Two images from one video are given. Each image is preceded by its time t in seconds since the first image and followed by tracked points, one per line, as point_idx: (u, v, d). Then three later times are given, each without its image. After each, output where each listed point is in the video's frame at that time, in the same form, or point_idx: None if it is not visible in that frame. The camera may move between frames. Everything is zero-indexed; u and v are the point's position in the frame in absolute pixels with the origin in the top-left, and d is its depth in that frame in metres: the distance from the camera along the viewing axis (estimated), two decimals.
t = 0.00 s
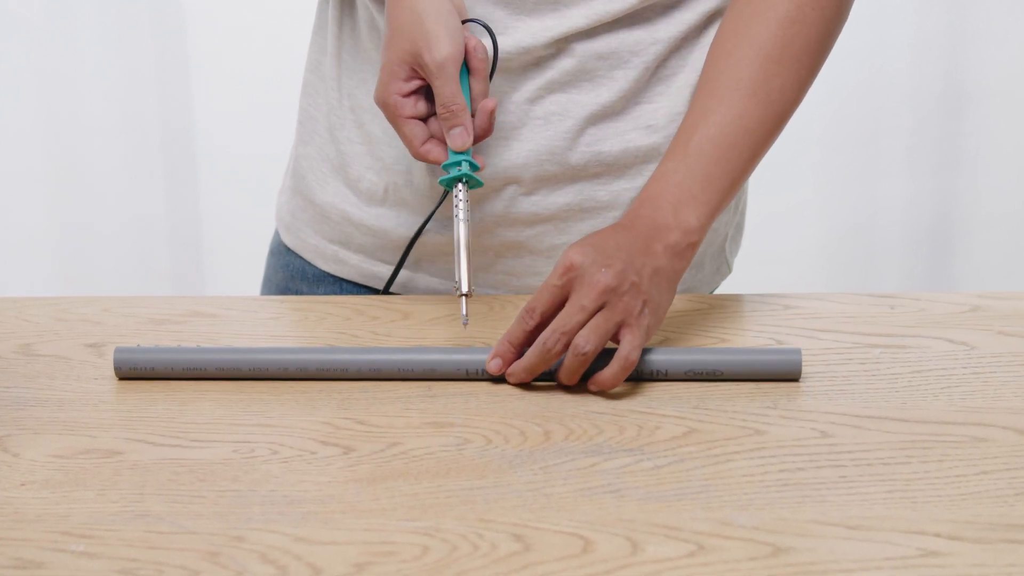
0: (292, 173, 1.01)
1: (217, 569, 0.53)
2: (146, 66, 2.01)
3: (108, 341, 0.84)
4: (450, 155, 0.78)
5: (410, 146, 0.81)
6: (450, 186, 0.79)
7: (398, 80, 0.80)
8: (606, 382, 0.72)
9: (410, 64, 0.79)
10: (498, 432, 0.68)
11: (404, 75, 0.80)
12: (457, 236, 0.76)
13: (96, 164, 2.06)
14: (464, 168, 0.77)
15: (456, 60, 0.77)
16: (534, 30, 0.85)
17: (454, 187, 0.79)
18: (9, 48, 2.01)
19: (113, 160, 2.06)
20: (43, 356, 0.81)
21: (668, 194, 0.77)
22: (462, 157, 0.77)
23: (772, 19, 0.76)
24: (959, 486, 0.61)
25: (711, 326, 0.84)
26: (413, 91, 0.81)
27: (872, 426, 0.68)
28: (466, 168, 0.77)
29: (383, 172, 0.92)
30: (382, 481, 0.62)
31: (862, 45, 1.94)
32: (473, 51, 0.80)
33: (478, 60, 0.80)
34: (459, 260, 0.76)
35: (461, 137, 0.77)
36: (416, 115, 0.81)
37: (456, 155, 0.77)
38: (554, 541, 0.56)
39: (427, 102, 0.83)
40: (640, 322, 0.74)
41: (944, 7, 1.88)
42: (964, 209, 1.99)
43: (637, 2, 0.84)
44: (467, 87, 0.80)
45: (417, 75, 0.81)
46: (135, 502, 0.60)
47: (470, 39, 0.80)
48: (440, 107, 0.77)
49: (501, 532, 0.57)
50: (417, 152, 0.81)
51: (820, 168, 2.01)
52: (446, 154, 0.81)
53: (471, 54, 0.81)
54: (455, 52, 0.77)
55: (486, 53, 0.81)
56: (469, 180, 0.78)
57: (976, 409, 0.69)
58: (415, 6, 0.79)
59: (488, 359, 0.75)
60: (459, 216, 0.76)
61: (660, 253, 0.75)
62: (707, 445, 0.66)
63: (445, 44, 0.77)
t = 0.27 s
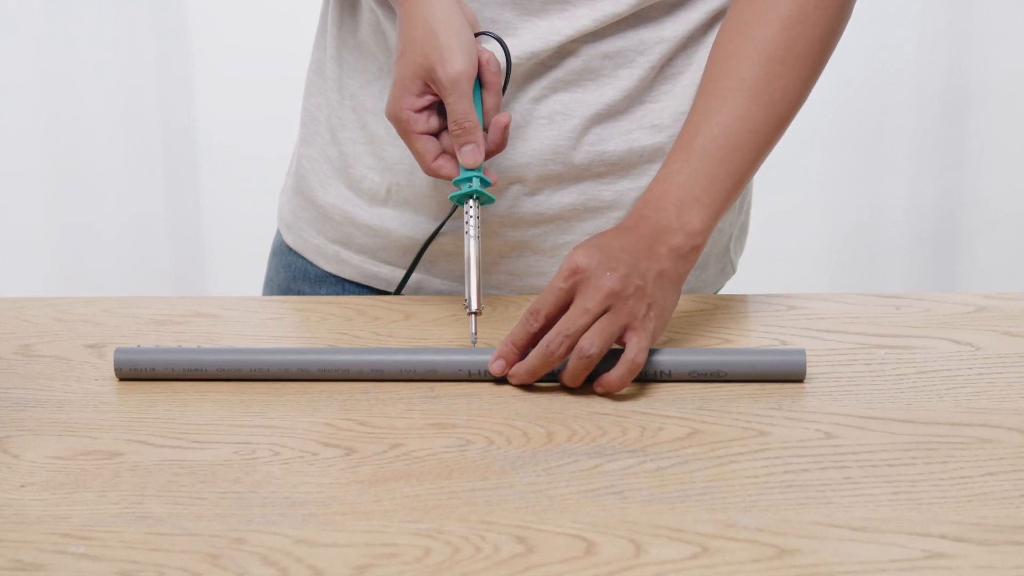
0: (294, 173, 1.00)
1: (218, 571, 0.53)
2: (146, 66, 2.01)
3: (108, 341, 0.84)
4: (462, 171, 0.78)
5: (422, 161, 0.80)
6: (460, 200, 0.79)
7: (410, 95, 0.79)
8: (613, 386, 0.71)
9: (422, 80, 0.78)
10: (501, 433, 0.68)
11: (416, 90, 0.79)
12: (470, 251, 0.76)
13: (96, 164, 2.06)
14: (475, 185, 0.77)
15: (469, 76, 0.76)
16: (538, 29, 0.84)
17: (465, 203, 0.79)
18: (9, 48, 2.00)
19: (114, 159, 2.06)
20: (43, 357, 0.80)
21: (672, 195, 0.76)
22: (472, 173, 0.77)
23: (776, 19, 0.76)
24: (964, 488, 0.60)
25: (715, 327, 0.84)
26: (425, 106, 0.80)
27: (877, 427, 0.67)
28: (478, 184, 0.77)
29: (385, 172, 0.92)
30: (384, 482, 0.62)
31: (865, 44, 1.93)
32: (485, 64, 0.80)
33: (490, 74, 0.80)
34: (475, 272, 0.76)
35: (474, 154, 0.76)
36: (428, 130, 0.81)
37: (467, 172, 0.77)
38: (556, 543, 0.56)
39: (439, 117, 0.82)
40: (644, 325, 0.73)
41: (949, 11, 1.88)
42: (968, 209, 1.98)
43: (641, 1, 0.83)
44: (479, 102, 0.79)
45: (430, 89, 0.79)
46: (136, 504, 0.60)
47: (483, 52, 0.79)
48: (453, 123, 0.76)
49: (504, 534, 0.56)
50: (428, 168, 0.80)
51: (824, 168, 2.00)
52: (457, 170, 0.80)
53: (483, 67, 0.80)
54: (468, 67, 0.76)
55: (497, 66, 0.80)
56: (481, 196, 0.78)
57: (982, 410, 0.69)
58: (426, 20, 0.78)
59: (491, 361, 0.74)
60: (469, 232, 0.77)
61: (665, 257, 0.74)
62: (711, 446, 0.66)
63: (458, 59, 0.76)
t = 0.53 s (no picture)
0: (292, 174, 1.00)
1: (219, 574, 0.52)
2: (146, 66, 2.00)
3: (108, 343, 0.83)
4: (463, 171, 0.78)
5: (425, 161, 0.80)
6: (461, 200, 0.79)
7: (411, 95, 0.78)
8: (617, 388, 0.70)
9: (422, 80, 0.77)
10: (503, 435, 0.67)
11: (416, 90, 0.78)
12: (472, 252, 0.76)
13: (96, 165, 2.05)
14: (476, 184, 0.77)
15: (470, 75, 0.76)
16: (541, 29, 0.84)
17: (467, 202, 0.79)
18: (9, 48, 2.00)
19: (113, 160, 2.05)
20: (43, 358, 0.80)
21: (675, 196, 0.76)
22: (473, 173, 0.77)
23: (779, 19, 0.75)
24: (970, 489, 0.60)
25: (718, 328, 0.83)
26: (425, 106, 0.79)
27: (882, 429, 0.67)
28: (478, 183, 0.77)
29: (385, 173, 0.92)
30: (386, 484, 0.62)
31: (868, 44, 1.93)
32: (486, 59, 0.79)
33: (491, 68, 0.79)
34: (476, 274, 0.76)
35: (476, 154, 0.76)
36: (428, 129, 0.80)
37: (468, 171, 0.77)
38: (560, 546, 0.55)
39: (439, 115, 0.81)
40: (649, 327, 0.73)
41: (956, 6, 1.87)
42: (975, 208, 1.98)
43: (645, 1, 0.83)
44: (479, 99, 0.79)
45: (429, 89, 0.79)
46: (136, 506, 0.59)
47: (482, 48, 0.78)
48: (456, 123, 0.76)
49: (506, 537, 0.56)
50: (431, 167, 0.80)
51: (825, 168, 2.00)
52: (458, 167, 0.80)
53: (484, 62, 0.79)
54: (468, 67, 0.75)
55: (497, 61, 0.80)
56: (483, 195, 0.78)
57: (988, 411, 0.68)
58: (425, 18, 0.77)
59: (493, 360, 0.74)
60: (472, 232, 0.76)
61: (668, 259, 0.74)
62: (715, 448, 0.65)
63: (457, 59, 0.75)
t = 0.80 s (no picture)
0: (291, 174, 0.99)
1: None
2: (146, 66, 2.00)
3: (109, 344, 0.83)
4: (461, 173, 0.77)
5: (423, 164, 0.80)
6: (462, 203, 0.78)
7: (403, 99, 0.78)
8: (622, 387, 0.69)
9: (413, 84, 0.77)
10: (506, 436, 0.67)
11: (409, 94, 0.78)
12: (472, 254, 0.76)
13: (96, 165, 2.05)
14: (474, 187, 0.76)
15: (460, 78, 0.75)
16: (543, 28, 0.84)
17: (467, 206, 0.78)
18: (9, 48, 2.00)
19: (114, 160, 2.05)
20: (43, 359, 0.80)
21: (677, 196, 0.76)
22: (472, 175, 0.76)
23: (782, 17, 0.75)
24: (975, 491, 0.59)
25: (722, 329, 0.83)
26: (418, 109, 0.79)
27: (887, 430, 0.66)
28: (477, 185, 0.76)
29: (386, 173, 0.91)
30: (388, 486, 0.61)
31: (872, 42, 1.93)
32: (484, 60, 0.79)
33: (489, 68, 0.79)
34: (478, 277, 0.76)
35: (469, 156, 0.75)
36: (425, 132, 0.80)
37: (466, 174, 0.76)
38: (563, 548, 0.55)
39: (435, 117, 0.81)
40: (651, 325, 0.73)
41: None
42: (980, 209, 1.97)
43: None
44: (474, 99, 0.79)
45: (421, 93, 0.78)
46: (136, 508, 0.59)
47: (478, 50, 0.78)
48: (446, 126, 0.76)
49: (509, 539, 0.56)
50: (431, 170, 0.80)
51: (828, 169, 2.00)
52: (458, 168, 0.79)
53: (482, 63, 0.79)
54: (457, 69, 0.75)
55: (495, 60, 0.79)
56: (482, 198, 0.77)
57: (993, 413, 0.68)
58: (415, 23, 0.77)
59: (494, 361, 0.73)
60: (471, 235, 0.76)
61: (670, 258, 0.74)
62: (719, 449, 0.65)
63: (446, 62, 0.75)
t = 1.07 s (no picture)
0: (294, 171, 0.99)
1: None
2: (147, 66, 1.99)
3: (109, 344, 0.83)
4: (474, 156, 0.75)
5: (431, 147, 0.79)
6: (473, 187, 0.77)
7: (417, 81, 0.78)
8: (637, 387, 0.70)
9: (429, 64, 0.77)
10: (508, 437, 0.67)
11: (423, 75, 0.78)
12: (485, 238, 0.75)
13: (96, 164, 2.05)
14: (489, 169, 0.75)
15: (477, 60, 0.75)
16: (547, 25, 0.83)
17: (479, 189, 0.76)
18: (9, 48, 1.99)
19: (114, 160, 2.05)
20: (43, 360, 0.79)
21: (686, 193, 0.75)
22: (485, 158, 0.75)
23: (792, 14, 0.75)
24: (981, 493, 0.59)
25: (726, 329, 0.83)
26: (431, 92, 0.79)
27: (892, 431, 0.66)
28: (491, 168, 0.75)
29: (391, 171, 0.91)
30: (390, 487, 0.61)
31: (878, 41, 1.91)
32: (496, 47, 0.79)
33: (501, 56, 0.78)
34: (491, 261, 0.74)
35: (486, 137, 0.75)
36: (435, 116, 0.79)
37: (479, 156, 0.75)
38: (566, 550, 0.54)
39: (445, 103, 0.81)
40: (665, 324, 0.72)
41: None
42: (987, 209, 1.96)
43: None
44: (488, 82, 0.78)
45: (436, 74, 0.78)
46: (137, 509, 0.59)
47: (492, 37, 0.78)
48: (462, 107, 0.75)
49: (512, 540, 0.55)
50: (438, 154, 0.79)
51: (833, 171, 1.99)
52: (468, 153, 0.79)
53: (494, 50, 0.79)
54: (476, 51, 0.75)
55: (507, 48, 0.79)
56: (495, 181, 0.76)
57: (999, 414, 0.67)
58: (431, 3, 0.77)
59: (510, 367, 0.73)
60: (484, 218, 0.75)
61: (681, 254, 0.73)
62: (723, 450, 0.65)
63: (465, 42, 0.75)
